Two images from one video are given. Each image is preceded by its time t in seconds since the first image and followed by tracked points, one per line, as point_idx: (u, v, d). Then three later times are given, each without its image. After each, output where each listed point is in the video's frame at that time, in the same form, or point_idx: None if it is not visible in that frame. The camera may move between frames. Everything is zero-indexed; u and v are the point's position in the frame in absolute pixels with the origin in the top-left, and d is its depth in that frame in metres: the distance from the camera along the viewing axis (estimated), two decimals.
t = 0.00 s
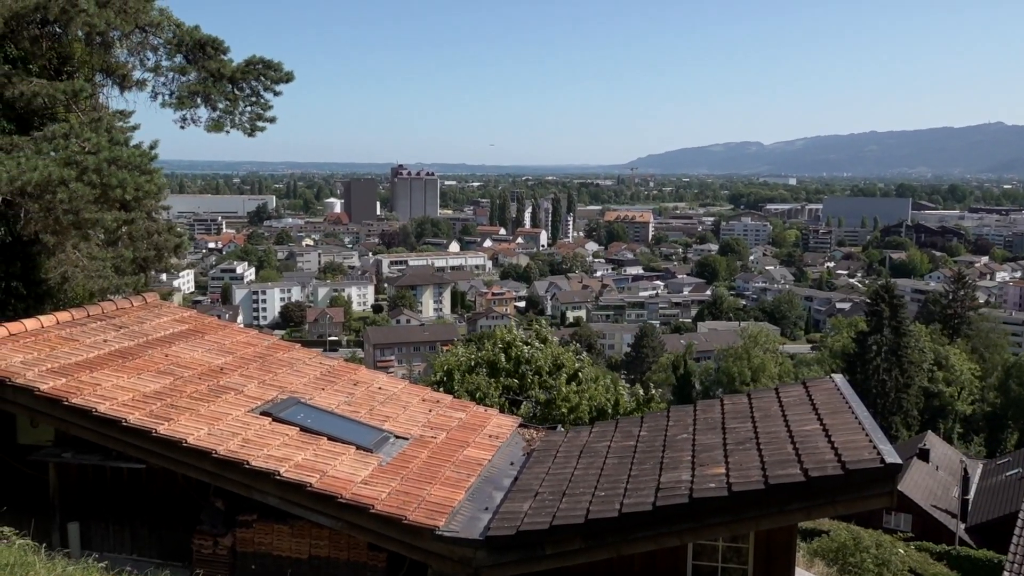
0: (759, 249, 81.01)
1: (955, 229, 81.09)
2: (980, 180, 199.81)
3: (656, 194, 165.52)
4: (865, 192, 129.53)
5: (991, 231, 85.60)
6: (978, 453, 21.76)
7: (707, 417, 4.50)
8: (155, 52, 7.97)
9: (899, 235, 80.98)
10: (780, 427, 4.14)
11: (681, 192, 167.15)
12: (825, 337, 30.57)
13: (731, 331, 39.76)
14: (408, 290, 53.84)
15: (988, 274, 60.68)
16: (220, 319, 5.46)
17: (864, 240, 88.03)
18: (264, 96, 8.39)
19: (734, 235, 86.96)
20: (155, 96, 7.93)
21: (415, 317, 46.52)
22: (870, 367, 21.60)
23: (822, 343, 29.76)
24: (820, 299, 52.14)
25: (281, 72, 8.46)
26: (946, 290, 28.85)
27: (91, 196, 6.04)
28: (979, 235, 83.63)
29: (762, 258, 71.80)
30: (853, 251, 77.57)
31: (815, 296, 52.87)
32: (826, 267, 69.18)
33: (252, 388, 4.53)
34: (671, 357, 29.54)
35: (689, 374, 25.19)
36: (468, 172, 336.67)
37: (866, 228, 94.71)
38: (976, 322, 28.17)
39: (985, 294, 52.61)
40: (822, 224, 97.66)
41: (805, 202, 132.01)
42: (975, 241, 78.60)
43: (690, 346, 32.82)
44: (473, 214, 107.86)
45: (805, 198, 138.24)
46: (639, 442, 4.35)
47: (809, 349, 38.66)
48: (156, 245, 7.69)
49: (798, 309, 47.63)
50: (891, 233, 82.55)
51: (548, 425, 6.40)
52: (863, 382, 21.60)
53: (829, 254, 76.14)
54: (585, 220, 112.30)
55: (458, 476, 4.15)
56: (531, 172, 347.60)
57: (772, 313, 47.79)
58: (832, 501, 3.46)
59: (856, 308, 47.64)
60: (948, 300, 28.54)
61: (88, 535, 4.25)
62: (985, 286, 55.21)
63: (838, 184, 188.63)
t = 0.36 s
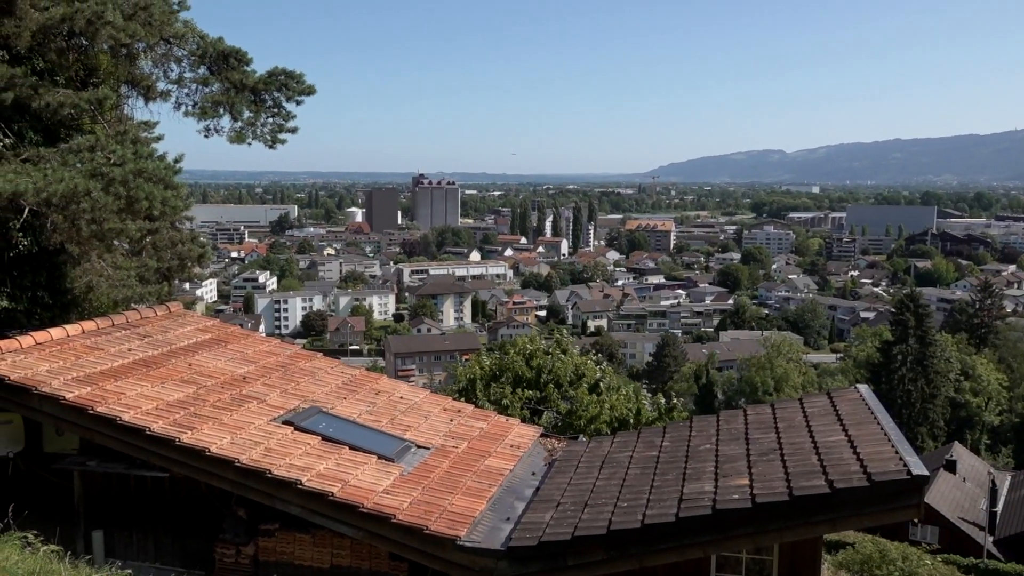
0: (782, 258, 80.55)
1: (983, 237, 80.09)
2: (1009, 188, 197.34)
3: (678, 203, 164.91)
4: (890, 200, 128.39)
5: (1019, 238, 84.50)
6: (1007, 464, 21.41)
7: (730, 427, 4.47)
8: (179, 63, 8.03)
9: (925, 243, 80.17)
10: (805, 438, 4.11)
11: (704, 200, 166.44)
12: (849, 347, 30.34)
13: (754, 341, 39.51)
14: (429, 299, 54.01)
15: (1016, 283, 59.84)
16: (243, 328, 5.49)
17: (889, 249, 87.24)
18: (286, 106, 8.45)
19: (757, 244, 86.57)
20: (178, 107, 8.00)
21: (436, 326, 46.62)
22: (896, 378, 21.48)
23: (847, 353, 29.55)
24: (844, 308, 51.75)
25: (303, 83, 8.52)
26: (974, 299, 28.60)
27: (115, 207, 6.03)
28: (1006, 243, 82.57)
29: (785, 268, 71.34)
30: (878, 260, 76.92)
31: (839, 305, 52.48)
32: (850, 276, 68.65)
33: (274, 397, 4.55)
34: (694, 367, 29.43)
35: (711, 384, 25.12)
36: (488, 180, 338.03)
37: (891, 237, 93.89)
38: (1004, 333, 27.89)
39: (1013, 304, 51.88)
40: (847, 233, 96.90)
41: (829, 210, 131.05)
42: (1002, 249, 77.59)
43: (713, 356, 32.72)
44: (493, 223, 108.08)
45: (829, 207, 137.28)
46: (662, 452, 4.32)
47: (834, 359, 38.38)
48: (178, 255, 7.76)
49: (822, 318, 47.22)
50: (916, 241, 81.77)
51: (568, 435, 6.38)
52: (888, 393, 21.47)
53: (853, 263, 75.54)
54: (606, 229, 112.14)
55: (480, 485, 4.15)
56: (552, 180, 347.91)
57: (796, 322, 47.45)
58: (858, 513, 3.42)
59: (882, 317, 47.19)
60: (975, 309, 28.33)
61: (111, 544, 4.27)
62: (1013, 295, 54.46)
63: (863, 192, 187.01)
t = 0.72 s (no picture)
0: (807, 266, 80.02)
1: (1013, 245, 79.07)
2: None
3: (701, 211, 164.23)
4: (917, 208, 127.21)
5: None
6: None
7: (754, 440, 4.40)
8: (199, 75, 8.03)
9: (953, 252, 79.31)
10: (831, 450, 4.04)
11: (727, 208, 165.68)
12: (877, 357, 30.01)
13: (778, 351, 39.21)
14: (449, 309, 54.11)
15: None
16: (262, 339, 5.48)
17: (916, 257, 86.40)
18: (305, 118, 8.47)
19: (782, 253, 86.11)
20: (197, 118, 8.02)
21: (456, 337, 46.69)
22: (923, 388, 21.27)
23: (874, 364, 29.27)
24: (871, 318, 51.33)
25: (322, 94, 8.55)
26: (1004, 307, 28.45)
27: (138, 224, 5.99)
28: None
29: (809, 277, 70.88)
30: (905, 269, 76.18)
31: (865, 315, 52.04)
32: (876, 285, 68.07)
33: (293, 408, 4.52)
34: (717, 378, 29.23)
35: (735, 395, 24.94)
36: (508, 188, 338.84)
37: (918, 245, 93.00)
38: None
39: None
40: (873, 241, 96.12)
41: (854, 218, 130.00)
42: None
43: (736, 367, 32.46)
44: (513, 232, 108.13)
45: (855, 214, 136.16)
46: (684, 465, 4.27)
47: (860, 370, 38.04)
48: (199, 266, 7.80)
49: (849, 328, 46.73)
50: (944, 249, 80.92)
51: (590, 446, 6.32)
52: (917, 405, 21.25)
53: (880, 272, 74.91)
54: (627, 238, 111.91)
55: (501, 498, 4.10)
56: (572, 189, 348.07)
57: (821, 332, 47.05)
58: (887, 526, 3.34)
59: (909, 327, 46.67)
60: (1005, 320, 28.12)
61: (131, 556, 4.25)
62: None
63: (889, 200, 185.25)
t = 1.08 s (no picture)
0: (836, 275, 79.35)
1: None
2: None
3: (725, 218, 163.27)
4: (951, 214, 125.71)
5: None
6: None
7: (783, 456, 4.24)
8: (210, 82, 7.95)
9: (990, 259, 78.25)
10: (864, 467, 3.88)
11: (753, 216, 164.57)
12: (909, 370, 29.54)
13: (806, 364, 38.77)
14: (466, 321, 54.05)
15: None
16: (274, 352, 5.37)
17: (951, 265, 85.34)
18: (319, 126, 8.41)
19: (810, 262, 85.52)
20: (209, 127, 7.97)
21: (473, 349, 46.58)
22: (960, 403, 20.88)
23: (908, 378, 28.84)
24: (904, 328, 50.86)
25: (336, 103, 8.50)
26: None
27: (151, 240, 5.90)
28: None
29: (840, 286, 70.15)
30: (940, 278, 75.22)
31: (898, 325, 51.53)
32: (910, 294, 67.34)
33: (307, 423, 4.41)
34: (743, 392, 28.87)
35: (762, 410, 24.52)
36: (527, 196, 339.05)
37: (952, 253, 91.89)
38: None
39: None
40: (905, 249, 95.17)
41: (886, 226, 128.70)
42: None
43: (763, 380, 32.09)
44: (532, 241, 107.93)
45: (885, 222, 134.80)
46: (711, 482, 4.11)
47: (892, 383, 37.50)
48: (210, 276, 7.73)
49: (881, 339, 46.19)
50: (980, 257, 79.82)
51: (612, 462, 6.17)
52: (953, 419, 20.83)
53: (912, 281, 74.09)
54: (650, 246, 111.43)
55: (520, 516, 3.96)
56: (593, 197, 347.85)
57: (852, 343, 46.57)
58: (923, 547, 3.16)
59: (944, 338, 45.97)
60: None
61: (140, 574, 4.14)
62: None
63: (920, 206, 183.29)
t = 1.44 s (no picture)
0: (874, 285, 78.48)
1: None
2: None
3: (755, 226, 162.00)
4: (996, 221, 123.95)
5: None
6: None
7: (819, 477, 3.99)
8: (214, 84, 7.79)
9: None
10: (906, 489, 3.62)
11: (785, 222, 163.22)
12: (951, 387, 28.91)
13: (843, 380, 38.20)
14: (481, 335, 53.85)
15: None
16: (281, 367, 5.17)
17: (997, 275, 84.03)
18: (329, 127, 8.22)
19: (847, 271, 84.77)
20: (214, 130, 7.81)
21: (489, 365, 46.39)
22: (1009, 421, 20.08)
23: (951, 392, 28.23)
24: (947, 341, 50.36)
25: (345, 102, 8.32)
26: None
27: (152, 248, 5.72)
28: None
29: (878, 296, 69.40)
30: (984, 288, 74.02)
31: (941, 339, 51.04)
32: (954, 305, 66.46)
33: (315, 442, 4.19)
34: (774, 410, 28.26)
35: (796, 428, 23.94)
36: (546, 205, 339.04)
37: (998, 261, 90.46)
38: None
39: None
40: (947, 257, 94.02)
41: (926, 233, 127.12)
42: None
43: (796, 396, 31.60)
44: (551, 250, 107.54)
45: (924, 229, 133.12)
46: (743, 505, 3.86)
47: (933, 400, 36.67)
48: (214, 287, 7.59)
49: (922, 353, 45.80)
50: None
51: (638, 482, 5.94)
52: (1002, 438, 20.09)
53: (956, 291, 73.11)
54: (677, 255, 110.79)
55: (539, 542, 3.73)
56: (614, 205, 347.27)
57: (892, 357, 46.01)
58: None
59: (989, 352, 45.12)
60: None
61: None
62: None
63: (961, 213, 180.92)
